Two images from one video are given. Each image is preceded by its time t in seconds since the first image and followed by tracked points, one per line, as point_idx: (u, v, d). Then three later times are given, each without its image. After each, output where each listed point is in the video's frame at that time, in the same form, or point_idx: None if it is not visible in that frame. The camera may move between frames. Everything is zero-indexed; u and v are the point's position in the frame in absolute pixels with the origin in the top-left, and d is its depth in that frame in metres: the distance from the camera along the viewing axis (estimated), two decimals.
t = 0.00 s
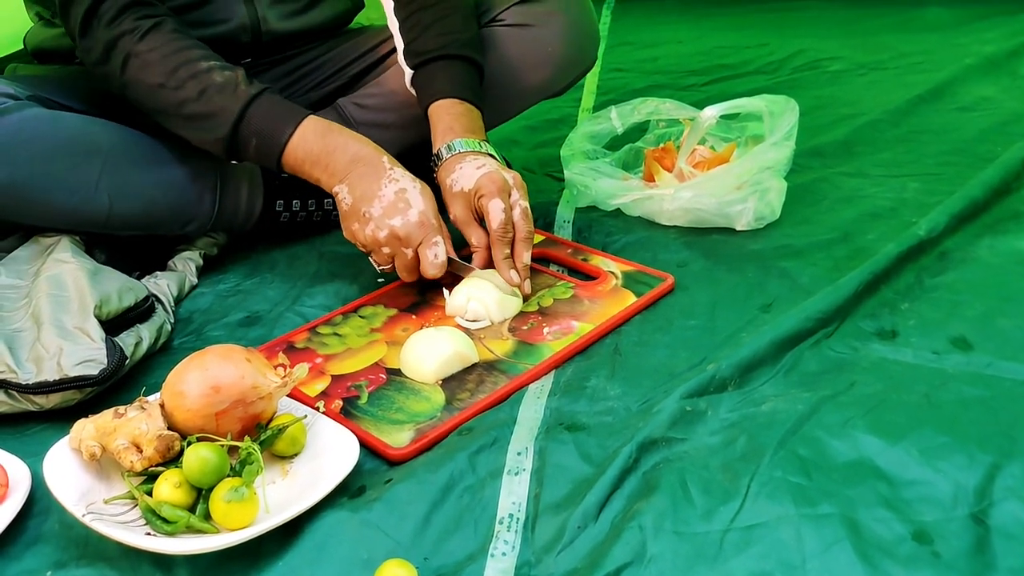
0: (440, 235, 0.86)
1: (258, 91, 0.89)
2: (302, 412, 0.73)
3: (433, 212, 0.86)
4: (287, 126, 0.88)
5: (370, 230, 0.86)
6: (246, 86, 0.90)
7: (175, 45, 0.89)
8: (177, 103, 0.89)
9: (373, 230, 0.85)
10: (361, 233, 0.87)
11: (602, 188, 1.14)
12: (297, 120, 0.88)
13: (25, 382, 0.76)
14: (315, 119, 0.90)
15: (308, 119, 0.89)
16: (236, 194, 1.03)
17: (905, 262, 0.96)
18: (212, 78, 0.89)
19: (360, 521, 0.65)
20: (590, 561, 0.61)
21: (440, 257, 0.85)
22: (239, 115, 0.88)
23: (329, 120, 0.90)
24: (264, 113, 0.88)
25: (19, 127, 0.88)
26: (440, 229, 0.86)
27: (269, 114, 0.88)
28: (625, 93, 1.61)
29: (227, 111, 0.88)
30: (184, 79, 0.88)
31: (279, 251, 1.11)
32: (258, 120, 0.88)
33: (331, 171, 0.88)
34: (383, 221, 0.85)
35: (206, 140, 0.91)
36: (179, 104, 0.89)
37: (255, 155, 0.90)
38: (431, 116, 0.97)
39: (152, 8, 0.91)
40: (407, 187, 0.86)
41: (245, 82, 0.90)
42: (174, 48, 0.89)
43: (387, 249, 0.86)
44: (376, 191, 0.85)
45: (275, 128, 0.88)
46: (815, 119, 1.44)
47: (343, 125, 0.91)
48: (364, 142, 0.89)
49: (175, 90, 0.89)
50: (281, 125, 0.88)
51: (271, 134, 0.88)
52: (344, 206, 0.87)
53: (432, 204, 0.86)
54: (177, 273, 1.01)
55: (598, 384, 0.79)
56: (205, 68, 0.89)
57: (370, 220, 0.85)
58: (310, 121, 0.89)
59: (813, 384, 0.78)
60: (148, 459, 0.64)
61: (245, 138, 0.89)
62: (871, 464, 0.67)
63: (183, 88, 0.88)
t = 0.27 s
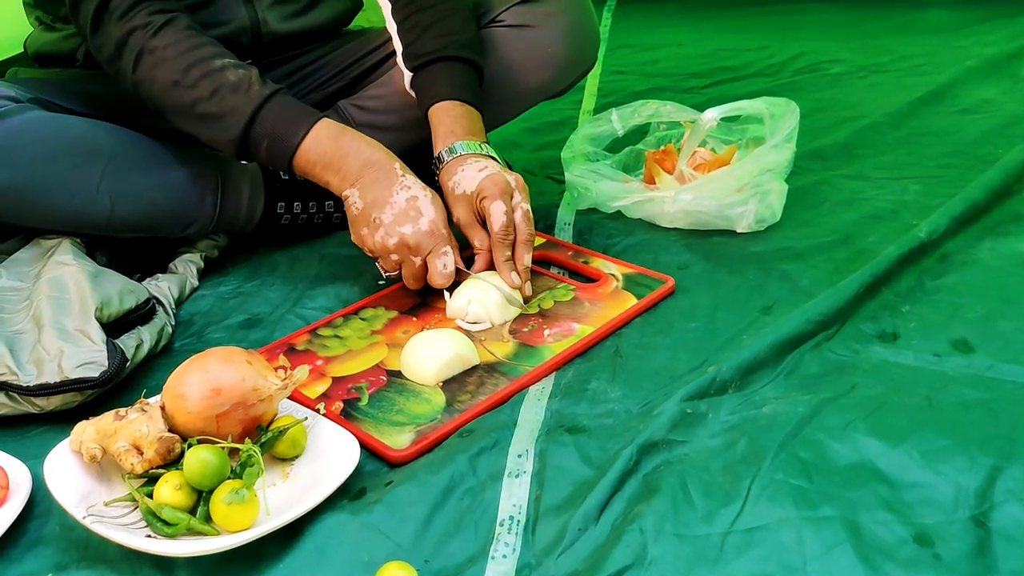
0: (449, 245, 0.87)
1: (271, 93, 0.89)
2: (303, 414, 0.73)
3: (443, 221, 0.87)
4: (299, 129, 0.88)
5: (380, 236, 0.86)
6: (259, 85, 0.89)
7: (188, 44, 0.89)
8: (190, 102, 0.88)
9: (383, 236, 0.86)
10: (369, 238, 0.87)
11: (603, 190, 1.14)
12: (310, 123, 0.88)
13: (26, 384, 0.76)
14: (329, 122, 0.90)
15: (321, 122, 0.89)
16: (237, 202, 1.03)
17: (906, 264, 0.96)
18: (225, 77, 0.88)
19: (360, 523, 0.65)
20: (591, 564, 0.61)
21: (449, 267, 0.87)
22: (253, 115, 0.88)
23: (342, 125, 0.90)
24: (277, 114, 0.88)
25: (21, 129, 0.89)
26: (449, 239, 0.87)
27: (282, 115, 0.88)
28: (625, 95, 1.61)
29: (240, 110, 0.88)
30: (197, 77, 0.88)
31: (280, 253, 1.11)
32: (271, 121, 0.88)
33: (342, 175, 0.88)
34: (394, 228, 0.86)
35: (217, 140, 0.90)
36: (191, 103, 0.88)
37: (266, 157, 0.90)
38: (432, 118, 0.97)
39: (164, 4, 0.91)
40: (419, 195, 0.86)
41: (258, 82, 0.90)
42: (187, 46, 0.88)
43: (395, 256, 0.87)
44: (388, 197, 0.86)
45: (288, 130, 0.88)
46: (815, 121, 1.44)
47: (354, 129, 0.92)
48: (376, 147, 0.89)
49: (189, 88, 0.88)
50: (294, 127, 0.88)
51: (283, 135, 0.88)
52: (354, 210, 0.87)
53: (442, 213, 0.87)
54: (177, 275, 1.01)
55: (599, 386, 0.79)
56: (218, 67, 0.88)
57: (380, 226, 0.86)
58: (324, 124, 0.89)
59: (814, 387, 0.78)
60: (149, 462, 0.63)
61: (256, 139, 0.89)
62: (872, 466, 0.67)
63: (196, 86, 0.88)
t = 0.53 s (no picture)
0: (445, 253, 0.88)
1: (274, 93, 0.89)
2: (303, 416, 0.73)
3: (439, 230, 0.88)
4: (301, 129, 0.88)
5: (378, 242, 0.87)
6: (262, 85, 0.90)
7: (193, 39, 0.89)
8: (194, 97, 0.88)
9: (380, 242, 0.87)
10: (366, 245, 0.88)
11: (603, 193, 1.14)
12: (312, 124, 0.89)
13: (26, 386, 0.76)
14: (330, 127, 0.90)
15: (321, 125, 0.89)
16: (238, 201, 1.03)
17: (906, 266, 0.96)
18: (229, 75, 0.88)
19: (360, 525, 0.65)
20: (591, 565, 0.61)
21: (444, 275, 0.88)
22: (255, 115, 0.88)
23: (343, 130, 0.91)
24: (279, 113, 0.88)
25: (22, 130, 0.89)
26: (445, 248, 0.89)
27: (284, 114, 0.88)
28: (625, 97, 1.61)
29: (244, 108, 0.88)
30: (202, 73, 0.88)
31: (280, 256, 1.11)
32: (274, 120, 0.88)
33: (341, 179, 0.89)
34: (392, 235, 0.86)
35: (219, 137, 0.90)
36: (195, 98, 0.88)
37: (266, 156, 0.90)
38: (432, 120, 0.97)
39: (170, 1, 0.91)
40: (417, 204, 0.87)
41: (262, 82, 0.90)
42: (192, 42, 0.88)
43: (391, 262, 0.88)
44: (386, 205, 0.87)
45: (289, 130, 0.88)
46: (815, 123, 1.44)
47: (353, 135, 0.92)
48: (375, 154, 0.90)
49: (193, 83, 0.88)
50: (296, 128, 0.88)
51: (285, 134, 0.88)
52: (352, 216, 0.88)
53: (439, 222, 0.88)
54: (178, 277, 1.01)
55: (599, 389, 0.79)
56: (223, 64, 0.89)
57: (378, 232, 0.87)
58: (325, 127, 0.89)
59: (815, 388, 0.78)
60: (149, 464, 0.63)
61: (257, 138, 0.89)
62: (872, 468, 0.67)
63: (201, 82, 0.88)
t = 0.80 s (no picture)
0: (403, 243, 0.91)
1: (237, 83, 0.89)
2: (302, 418, 0.73)
3: (398, 220, 0.90)
4: (262, 119, 0.88)
5: (337, 230, 0.89)
6: (224, 77, 0.89)
7: (157, 33, 0.90)
8: (156, 88, 0.89)
9: (340, 230, 0.88)
10: (326, 232, 0.90)
11: (603, 194, 1.15)
12: (273, 114, 0.89)
13: (25, 387, 0.76)
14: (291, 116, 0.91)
15: (283, 116, 0.90)
16: (237, 196, 1.02)
17: (906, 267, 0.96)
18: (191, 67, 0.88)
19: (360, 527, 0.65)
20: (590, 567, 0.61)
21: (402, 264, 0.91)
22: (216, 104, 0.88)
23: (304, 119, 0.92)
24: (242, 104, 0.88)
25: (20, 133, 0.89)
26: (403, 237, 0.91)
27: (247, 105, 0.88)
28: (624, 99, 1.61)
29: (204, 99, 0.88)
30: (164, 65, 0.88)
31: (279, 257, 1.11)
32: (235, 111, 0.88)
33: (302, 168, 0.89)
34: (352, 223, 0.88)
35: (182, 129, 0.90)
36: (158, 90, 0.89)
37: (228, 146, 0.90)
38: (432, 122, 0.97)
39: None
40: (376, 193, 0.89)
41: (225, 73, 0.89)
42: (156, 35, 0.89)
43: (350, 250, 0.90)
44: (346, 193, 0.88)
45: (250, 120, 0.88)
46: (814, 125, 1.44)
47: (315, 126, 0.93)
48: (337, 143, 0.91)
49: (156, 75, 0.88)
50: (257, 118, 0.88)
51: (246, 125, 0.88)
52: (311, 203, 0.89)
53: (397, 213, 0.90)
54: (176, 279, 1.01)
55: (598, 390, 0.79)
56: (185, 57, 0.89)
57: (338, 220, 0.88)
58: (285, 117, 0.90)
59: (814, 390, 0.78)
60: (148, 465, 0.63)
61: (219, 128, 0.89)
62: (871, 469, 0.67)
63: (163, 74, 0.88)
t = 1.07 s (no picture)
0: (376, 213, 0.86)
1: (196, 75, 0.90)
2: (300, 419, 0.73)
3: (368, 191, 0.86)
4: (221, 109, 0.89)
5: (307, 212, 0.86)
6: (185, 71, 0.90)
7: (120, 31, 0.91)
8: (120, 86, 0.91)
9: (309, 212, 0.86)
10: (299, 216, 0.88)
11: (601, 195, 1.15)
12: (231, 105, 0.89)
13: (23, 388, 0.76)
14: (252, 104, 0.90)
15: (243, 104, 0.90)
16: (234, 205, 1.03)
17: (904, 267, 0.96)
18: (152, 63, 0.90)
19: (359, 528, 0.65)
20: (588, 567, 0.61)
21: (375, 234, 0.84)
22: (177, 98, 0.89)
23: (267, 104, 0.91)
24: (202, 95, 0.89)
25: (16, 131, 0.89)
26: (376, 207, 0.86)
27: (206, 98, 0.89)
28: (623, 100, 1.61)
29: (165, 95, 0.89)
30: (126, 62, 0.90)
31: (278, 258, 1.11)
32: (195, 104, 0.89)
33: (266, 153, 0.88)
34: (319, 202, 0.86)
35: (148, 125, 0.92)
36: (122, 88, 0.90)
37: (193, 137, 0.91)
38: (431, 124, 0.97)
39: None
40: (342, 167, 0.87)
41: (185, 67, 0.91)
42: (119, 33, 0.91)
43: (326, 229, 0.87)
44: (311, 172, 0.86)
45: (211, 111, 0.89)
46: (812, 126, 1.44)
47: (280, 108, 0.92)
48: (299, 124, 0.89)
49: (119, 73, 0.90)
50: (216, 108, 0.89)
51: (207, 117, 0.89)
52: (280, 188, 0.88)
53: (366, 182, 0.86)
54: (175, 280, 1.01)
55: (596, 391, 0.79)
56: (145, 53, 0.90)
57: (306, 202, 0.86)
58: (245, 104, 0.90)
59: (812, 390, 0.78)
60: (146, 467, 0.64)
61: (183, 122, 0.90)
62: (870, 469, 0.67)
63: (126, 71, 0.90)
